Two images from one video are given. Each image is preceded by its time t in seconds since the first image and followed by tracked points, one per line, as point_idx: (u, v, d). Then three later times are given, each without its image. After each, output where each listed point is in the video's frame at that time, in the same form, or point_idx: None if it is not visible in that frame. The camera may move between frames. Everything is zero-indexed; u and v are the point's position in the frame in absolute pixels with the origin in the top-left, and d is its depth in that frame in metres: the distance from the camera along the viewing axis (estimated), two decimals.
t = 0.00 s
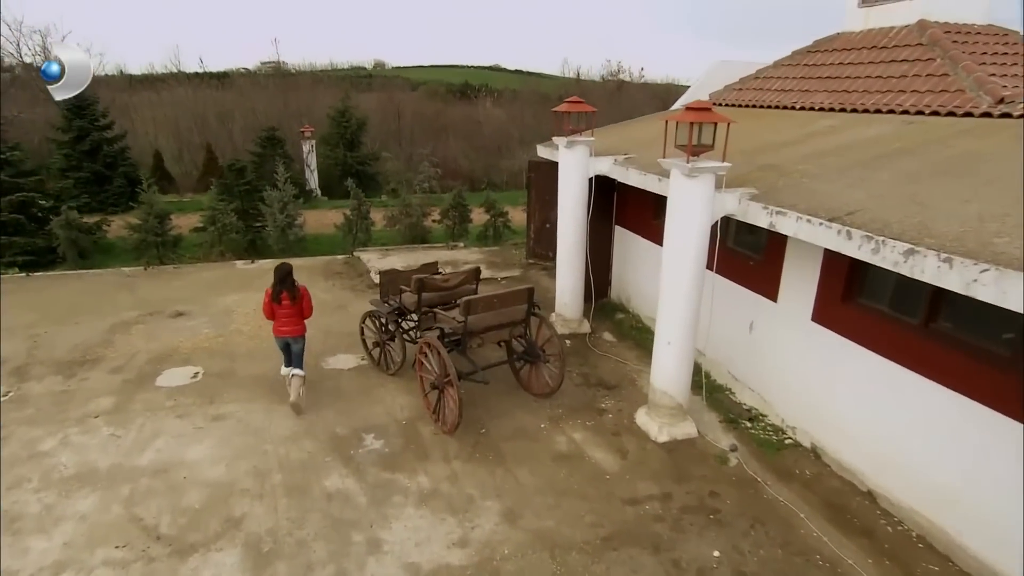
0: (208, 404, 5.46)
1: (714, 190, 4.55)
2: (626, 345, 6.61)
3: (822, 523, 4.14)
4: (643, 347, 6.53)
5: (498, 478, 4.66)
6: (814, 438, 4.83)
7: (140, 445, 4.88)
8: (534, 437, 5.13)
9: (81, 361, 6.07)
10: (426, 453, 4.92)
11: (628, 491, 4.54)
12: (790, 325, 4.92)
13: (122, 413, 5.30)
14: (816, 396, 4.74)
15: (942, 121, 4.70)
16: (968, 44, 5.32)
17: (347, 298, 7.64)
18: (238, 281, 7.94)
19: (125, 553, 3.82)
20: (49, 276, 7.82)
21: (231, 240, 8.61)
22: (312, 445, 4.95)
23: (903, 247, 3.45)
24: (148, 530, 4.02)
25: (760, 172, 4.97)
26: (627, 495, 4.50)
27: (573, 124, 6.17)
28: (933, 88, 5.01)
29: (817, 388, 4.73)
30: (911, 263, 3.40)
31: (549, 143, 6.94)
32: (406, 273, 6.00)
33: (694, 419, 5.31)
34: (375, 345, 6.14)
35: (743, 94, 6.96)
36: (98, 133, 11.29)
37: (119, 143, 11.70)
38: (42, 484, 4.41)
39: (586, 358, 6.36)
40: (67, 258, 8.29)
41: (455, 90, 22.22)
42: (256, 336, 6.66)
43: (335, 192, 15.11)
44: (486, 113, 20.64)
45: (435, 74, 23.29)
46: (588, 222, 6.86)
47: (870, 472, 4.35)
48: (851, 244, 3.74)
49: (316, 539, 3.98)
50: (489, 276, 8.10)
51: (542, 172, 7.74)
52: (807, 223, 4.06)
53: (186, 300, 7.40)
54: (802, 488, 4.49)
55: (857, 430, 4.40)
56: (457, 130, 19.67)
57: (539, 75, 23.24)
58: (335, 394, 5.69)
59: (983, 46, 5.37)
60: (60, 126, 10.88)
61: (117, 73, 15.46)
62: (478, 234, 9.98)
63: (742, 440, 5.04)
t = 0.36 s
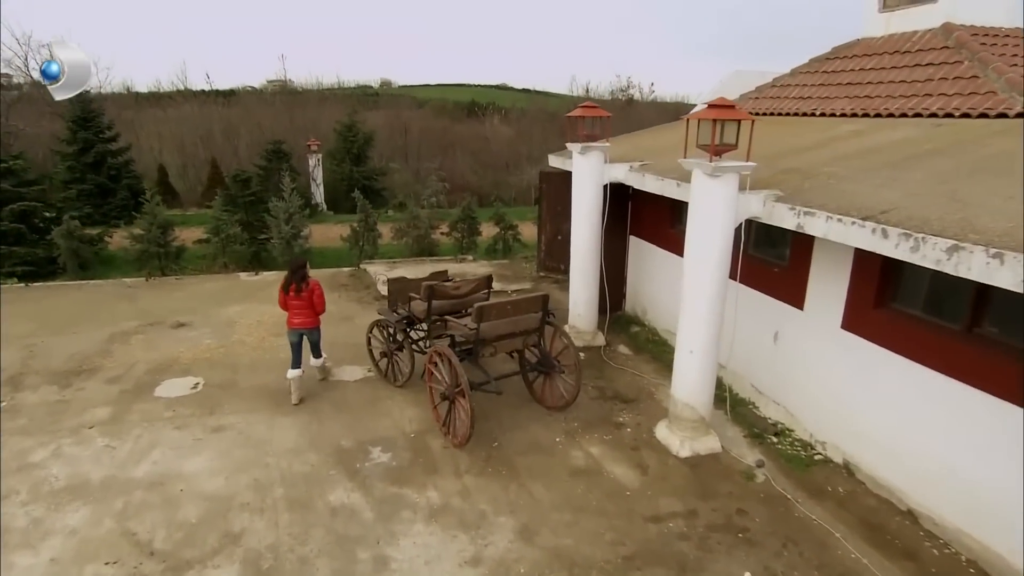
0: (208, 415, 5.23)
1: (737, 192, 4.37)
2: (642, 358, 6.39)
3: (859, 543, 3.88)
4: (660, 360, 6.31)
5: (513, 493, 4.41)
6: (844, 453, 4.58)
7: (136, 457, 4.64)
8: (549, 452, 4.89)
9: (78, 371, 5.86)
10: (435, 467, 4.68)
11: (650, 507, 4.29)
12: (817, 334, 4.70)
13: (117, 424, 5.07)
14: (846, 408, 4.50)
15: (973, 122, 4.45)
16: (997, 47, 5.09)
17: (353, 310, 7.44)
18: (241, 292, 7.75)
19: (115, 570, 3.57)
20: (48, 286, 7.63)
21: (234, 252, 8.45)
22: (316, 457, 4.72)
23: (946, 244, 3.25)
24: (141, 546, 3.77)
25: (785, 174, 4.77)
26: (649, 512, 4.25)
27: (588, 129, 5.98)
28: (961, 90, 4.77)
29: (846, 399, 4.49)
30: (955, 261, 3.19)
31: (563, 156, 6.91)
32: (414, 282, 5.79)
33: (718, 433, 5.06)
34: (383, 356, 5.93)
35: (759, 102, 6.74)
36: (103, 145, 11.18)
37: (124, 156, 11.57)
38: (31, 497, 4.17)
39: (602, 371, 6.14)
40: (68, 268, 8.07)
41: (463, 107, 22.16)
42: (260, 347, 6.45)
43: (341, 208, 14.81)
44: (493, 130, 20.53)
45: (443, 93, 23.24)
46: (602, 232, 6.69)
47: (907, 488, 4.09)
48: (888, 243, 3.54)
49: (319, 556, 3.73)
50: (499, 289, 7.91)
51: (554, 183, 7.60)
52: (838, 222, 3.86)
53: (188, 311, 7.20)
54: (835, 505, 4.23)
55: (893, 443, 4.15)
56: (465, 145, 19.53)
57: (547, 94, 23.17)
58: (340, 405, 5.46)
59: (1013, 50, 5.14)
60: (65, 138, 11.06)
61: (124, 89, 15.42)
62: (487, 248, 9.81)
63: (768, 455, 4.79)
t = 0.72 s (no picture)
0: (208, 427, 5.02)
1: (761, 193, 4.21)
2: (659, 371, 6.19)
3: (900, 564, 3.63)
4: (677, 373, 6.11)
5: (528, 508, 4.17)
6: (877, 469, 4.34)
7: (131, 469, 4.43)
8: (565, 466, 4.67)
9: (74, 381, 5.66)
10: (446, 480, 4.45)
11: (673, 524, 4.05)
12: (846, 342, 4.50)
13: (113, 435, 4.86)
14: (878, 420, 4.28)
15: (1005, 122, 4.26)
16: None
17: (360, 322, 7.26)
18: (245, 304, 7.59)
19: None
20: (47, 297, 7.47)
21: (238, 263, 8.28)
22: (321, 470, 4.50)
23: (991, 239, 3.07)
24: (133, 561, 3.54)
25: (809, 177, 4.61)
26: (672, 528, 4.01)
27: (602, 134, 5.71)
28: (990, 92, 4.60)
29: (878, 411, 4.28)
30: (1002, 257, 3.00)
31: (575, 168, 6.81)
32: (422, 290, 5.57)
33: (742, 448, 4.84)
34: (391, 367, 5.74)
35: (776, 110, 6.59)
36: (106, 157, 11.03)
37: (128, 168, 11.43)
38: (19, 509, 3.95)
39: (617, 385, 5.95)
40: (67, 279, 7.92)
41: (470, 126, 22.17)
42: (263, 358, 6.25)
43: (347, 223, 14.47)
44: (500, 148, 20.47)
45: (449, 110, 23.09)
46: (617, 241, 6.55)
47: (949, 505, 3.85)
48: (925, 240, 3.36)
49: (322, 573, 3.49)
50: (509, 302, 7.73)
51: (565, 194, 7.49)
52: (870, 221, 3.69)
53: (190, 322, 7.03)
54: (871, 524, 3.98)
55: (931, 455, 3.92)
56: (472, 160, 19.40)
57: (554, 113, 23.18)
58: (346, 418, 5.24)
59: None
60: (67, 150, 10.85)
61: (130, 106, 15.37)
62: (496, 261, 9.66)
63: (796, 471, 4.56)
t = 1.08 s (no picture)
0: (206, 435, 4.82)
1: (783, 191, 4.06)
2: (674, 382, 6.04)
3: None
4: (692, 384, 5.94)
5: (541, 519, 3.95)
6: (908, 480, 4.14)
7: (126, 477, 4.22)
8: (578, 476, 4.46)
9: (69, 389, 5.47)
10: (454, 490, 4.24)
11: (695, 536, 3.84)
12: (874, 348, 4.33)
13: (108, 442, 4.66)
14: (908, 429, 4.09)
15: None
16: None
17: (364, 331, 7.09)
18: (247, 313, 7.42)
19: None
20: (44, 306, 7.29)
21: (239, 272, 8.13)
22: (324, 479, 4.30)
23: None
24: (125, 572, 3.33)
25: (832, 176, 4.47)
26: (694, 541, 3.80)
27: (615, 136, 5.58)
28: (1017, 92, 4.45)
29: (908, 419, 4.09)
30: None
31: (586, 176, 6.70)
32: (431, 294, 5.41)
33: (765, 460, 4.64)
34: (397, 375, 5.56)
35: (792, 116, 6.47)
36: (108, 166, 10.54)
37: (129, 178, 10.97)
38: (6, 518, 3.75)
39: (632, 396, 5.78)
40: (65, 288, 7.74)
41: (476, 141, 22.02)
42: (264, 367, 6.07)
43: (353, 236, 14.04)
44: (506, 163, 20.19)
45: (454, 123, 22.73)
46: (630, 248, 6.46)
47: (988, 518, 3.65)
48: (961, 234, 3.21)
49: None
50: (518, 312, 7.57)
51: (574, 202, 7.38)
52: (900, 216, 3.54)
53: (190, 331, 6.86)
54: (906, 538, 3.77)
55: (965, 462, 3.74)
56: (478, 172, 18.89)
57: (560, 128, 23.03)
58: (350, 426, 5.05)
59: None
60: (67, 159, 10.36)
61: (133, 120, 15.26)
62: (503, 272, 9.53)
63: (822, 483, 4.36)
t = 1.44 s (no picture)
0: (198, 444, 4.62)
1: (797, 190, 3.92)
2: (684, 393, 5.89)
3: None
4: (702, 395, 5.79)
5: (548, 531, 3.74)
6: (933, 493, 3.96)
7: (112, 487, 4.03)
8: (586, 486, 4.26)
9: (56, 398, 5.27)
10: (456, 500, 4.04)
11: (710, 549, 3.65)
12: (895, 354, 4.17)
13: (95, 452, 4.47)
14: (933, 438, 3.92)
15: None
16: None
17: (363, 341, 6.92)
18: (243, 324, 7.25)
19: None
20: (34, 316, 7.10)
21: (236, 283, 7.96)
22: (320, 489, 4.10)
23: None
24: None
25: (846, 175, 4.35)
26: (709, 554, 3.60)
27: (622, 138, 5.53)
28: None
29: (933, 428, 3.91)
30: None
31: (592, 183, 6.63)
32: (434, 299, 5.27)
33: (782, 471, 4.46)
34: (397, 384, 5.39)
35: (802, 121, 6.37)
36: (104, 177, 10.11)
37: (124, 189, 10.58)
38: None
39: (641, 406, 5.63)
40: (56, 298, 7.53)
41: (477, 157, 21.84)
42: (260, 377, 5.88)
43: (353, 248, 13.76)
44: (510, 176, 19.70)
45: (456, 139, 22.56)
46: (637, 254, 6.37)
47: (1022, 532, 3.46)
48: (988, 228, 3.07)
49: None
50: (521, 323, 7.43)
51: (579, 210, 7.30)
52: (921, 211, 3.40)
53: (184, 341, 6.68)
54: (934, 553, 3.58)
55: (993, 470, 3.57)
56: (479, 183, 17.71)
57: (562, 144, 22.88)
58: (348, 436, 4.85)
59: None
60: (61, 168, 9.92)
61: (130, 133, 15.07)
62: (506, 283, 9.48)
63: (842, 495, 4.18)
